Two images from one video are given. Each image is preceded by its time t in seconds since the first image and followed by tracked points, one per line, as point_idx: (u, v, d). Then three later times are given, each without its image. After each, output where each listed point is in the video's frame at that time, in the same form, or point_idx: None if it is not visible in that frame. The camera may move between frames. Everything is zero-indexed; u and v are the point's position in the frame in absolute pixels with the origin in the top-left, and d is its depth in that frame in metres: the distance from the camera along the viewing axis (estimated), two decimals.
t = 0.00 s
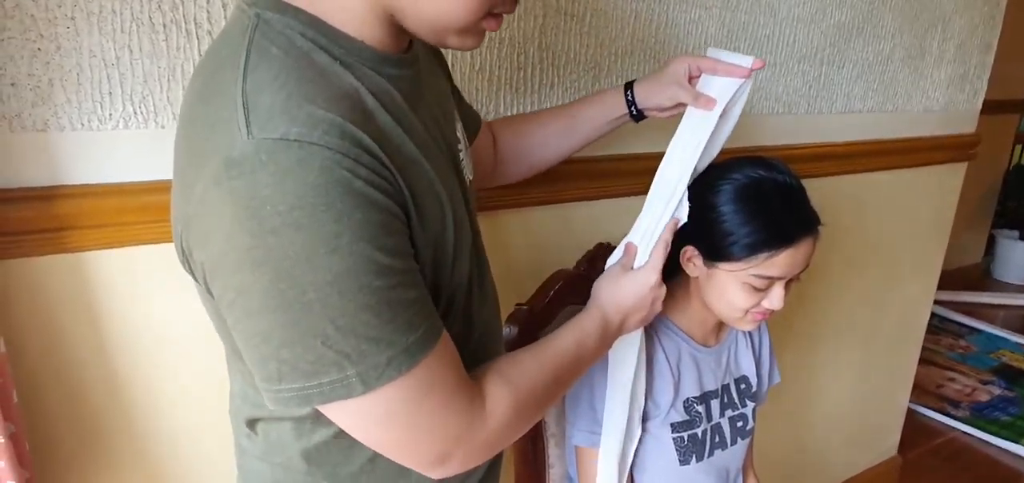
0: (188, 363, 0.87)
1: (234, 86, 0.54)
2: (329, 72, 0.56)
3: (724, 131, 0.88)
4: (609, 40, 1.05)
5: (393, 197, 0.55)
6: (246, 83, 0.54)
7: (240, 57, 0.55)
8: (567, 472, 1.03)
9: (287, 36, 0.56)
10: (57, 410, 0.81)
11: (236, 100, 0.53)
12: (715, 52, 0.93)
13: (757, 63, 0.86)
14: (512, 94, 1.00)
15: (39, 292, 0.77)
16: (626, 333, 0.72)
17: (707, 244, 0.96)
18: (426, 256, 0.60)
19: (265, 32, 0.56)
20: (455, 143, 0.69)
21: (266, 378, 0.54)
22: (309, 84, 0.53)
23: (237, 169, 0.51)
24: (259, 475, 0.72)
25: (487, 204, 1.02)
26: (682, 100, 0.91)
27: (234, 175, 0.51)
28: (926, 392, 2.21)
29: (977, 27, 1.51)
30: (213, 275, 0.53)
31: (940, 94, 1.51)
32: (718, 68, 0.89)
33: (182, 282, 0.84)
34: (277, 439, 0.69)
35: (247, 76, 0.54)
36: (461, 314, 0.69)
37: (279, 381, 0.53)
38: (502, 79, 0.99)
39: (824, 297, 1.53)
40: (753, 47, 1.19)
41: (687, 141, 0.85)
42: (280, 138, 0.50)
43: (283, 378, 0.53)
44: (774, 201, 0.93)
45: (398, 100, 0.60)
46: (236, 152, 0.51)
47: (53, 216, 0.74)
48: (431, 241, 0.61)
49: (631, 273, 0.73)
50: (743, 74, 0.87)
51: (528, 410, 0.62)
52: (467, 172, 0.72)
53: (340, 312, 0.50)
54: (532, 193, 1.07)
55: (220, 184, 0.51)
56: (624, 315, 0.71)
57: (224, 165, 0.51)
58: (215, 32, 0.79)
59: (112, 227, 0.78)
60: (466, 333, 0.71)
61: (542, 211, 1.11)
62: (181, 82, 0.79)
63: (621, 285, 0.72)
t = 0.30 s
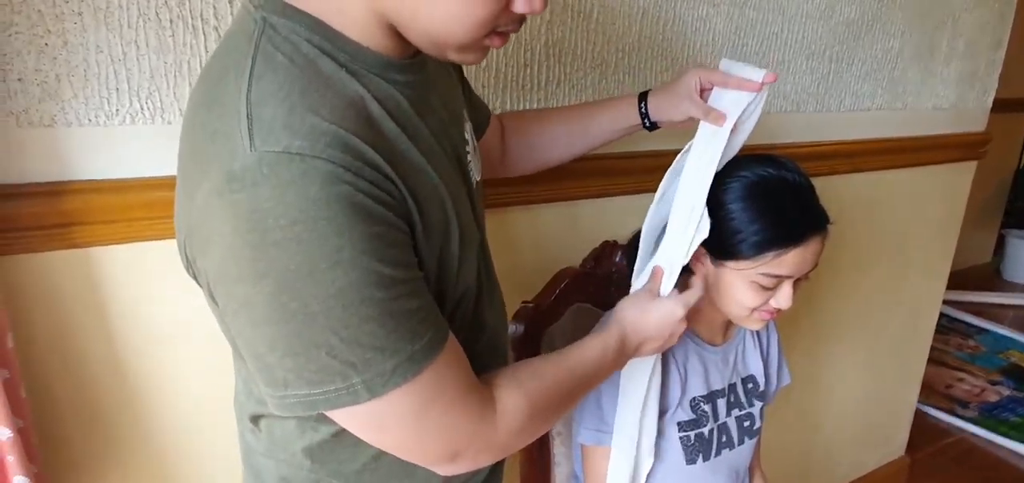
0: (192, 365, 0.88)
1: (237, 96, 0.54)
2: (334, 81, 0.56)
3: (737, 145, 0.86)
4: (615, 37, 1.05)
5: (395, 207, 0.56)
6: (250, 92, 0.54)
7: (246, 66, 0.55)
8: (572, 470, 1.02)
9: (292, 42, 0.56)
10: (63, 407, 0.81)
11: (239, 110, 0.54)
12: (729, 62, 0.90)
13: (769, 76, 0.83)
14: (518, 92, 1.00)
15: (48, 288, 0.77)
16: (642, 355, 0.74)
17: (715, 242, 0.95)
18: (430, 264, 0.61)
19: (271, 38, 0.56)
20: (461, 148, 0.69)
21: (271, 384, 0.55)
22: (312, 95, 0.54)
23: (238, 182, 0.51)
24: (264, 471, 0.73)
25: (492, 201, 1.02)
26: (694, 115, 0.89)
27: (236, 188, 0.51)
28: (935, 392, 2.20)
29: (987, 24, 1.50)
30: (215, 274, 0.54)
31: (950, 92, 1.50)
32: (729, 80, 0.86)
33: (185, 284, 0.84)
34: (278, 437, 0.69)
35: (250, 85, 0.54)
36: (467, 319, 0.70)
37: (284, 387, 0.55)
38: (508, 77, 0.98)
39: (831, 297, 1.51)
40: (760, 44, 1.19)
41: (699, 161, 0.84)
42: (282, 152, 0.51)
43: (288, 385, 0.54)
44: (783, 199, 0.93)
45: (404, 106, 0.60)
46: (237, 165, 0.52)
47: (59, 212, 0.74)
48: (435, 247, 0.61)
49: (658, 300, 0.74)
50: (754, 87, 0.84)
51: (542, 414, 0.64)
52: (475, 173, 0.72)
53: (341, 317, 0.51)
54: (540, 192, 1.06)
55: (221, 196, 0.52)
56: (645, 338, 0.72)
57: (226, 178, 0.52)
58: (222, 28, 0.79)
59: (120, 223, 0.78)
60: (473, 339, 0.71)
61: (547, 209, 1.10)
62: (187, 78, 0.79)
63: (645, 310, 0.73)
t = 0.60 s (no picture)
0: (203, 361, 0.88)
1: (269, 104, 0.54)
2: (358, 84, 0.56)
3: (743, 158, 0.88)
4: (622, 36, 1.04)
5: (434, 203, 0.57)
6: (284, 99, 0.54)
7: (272, 72, 0.55)
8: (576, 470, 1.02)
9: (316, 47, 0.56)
10: (67, 405, 0.81)
11: (273, 119, 0.53)
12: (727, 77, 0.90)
13: (772, 90, 0.84)
14: (524, 90, 0.99)
15: (54, 286, 0.77)
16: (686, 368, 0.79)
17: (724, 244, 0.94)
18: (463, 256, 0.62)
19: (295, 44, 0.56)
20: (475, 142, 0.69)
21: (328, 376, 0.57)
22: (344, 98, 0.54)
23: (282, 191, 0.51)
24: (274, 469, 0.74)
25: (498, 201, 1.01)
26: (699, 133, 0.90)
27: (280, 197, 0.51)
28: (938, 395, 2.21)
29: (995, 25, 1.49)
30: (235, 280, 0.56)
31: (957, 93, 1.49)
32: (731, 98, 0.86)
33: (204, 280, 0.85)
34: (292, 434, 0.71)
35: (282, 91, 0.54)
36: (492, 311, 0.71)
37: (348, 380, 0.56)
38: (515, 76, 0.98)
39: (836, 298, 1.51)
40: (767, 44, 1.18)
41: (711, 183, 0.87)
42: (324, 157, 0.51)
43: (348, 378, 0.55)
44: (792, 202, 0.92)
45: (429, 106, 0.61)
46: (280, 174, 0.51)
47: (65, 209, 0.74)
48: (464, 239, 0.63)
49: (699, 315, 0.81)
50: (758, 103, 0.85)
51: (613, 388, 0.67)
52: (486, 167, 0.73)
53: (366, 318, 0.52)
54: (546, 191, 1.06)
55: (261, 205, 0.52)
56: (692, 348, 0.78)
57: (268, 186, 0.52)
58: (228, 25, 0.79)
59: (123, 220, 0.77)
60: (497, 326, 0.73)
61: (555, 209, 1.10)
62: (193, 74, 0.78)
63: (690, 324, 0.79)
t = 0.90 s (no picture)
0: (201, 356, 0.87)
1: (296, 104, 0.54)
2: (377, 83, 0.56)
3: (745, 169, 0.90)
4: (622, 38, 1.04)
5: (457, 201, 0.57)
6: (311, 99, 0.54)
7: (295, 72, 0.55)
8: (571, 472, 1.02)
9: (335, 47, 0.56)
10: (64, 400, 0.80)
11: (301, 119, 0.53)
12: (726, 90, 0.91)
13: (768, 105, 0.84)
14: (524, 91, 0.99)
15: (48, 280, 0.76)
16: (687, 375, 0.80)
17: (724, 247, 0.94)
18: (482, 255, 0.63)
19: (315, 44, 0.56)
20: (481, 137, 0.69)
21: (356, 374, 0.56)
22: (368, 98, 0.54)
23: (315, 192, 0.51)
24: (277, 466, 0.74)
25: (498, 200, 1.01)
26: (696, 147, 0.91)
27: (311, 197, 0.51)
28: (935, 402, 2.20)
29: (996, 32, 1.49)
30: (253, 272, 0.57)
31: (958, 100, 1.49)
32: (727, 113, 0.87)
33: (215, 275, 0.85)
34: (299, 431, 0.71)
35: (308, 92, 0.54)
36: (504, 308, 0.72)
37: (375, 376, 0.56)
38: (515, 76, 0.98)
39: (835, 303, 1.51)
40: (768, 47, 1.18)
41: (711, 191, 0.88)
42: (354, 156, 0.51)
43: (380, 373, 0.55)
44: (793, 206, 0.92)
45: (446, 106, 0.61)
46: (311, 174, 0.51)
47: (60, 203, 0.73)
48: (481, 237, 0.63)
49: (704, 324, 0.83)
50: (755, 119, 0.86)
51: (622, 380, 0.68)
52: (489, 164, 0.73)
53: (394, 315, 0.52)
54: (546, 191, 1.05)
55: (293, 206, 0.51)
56: (696, 357, 0.79)
57: (298, 187, 0.51)
58: (227, 21, 0.79)
59: (120, 216, 0.77)
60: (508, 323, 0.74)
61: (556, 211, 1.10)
62: (191, 70, 0.78)
63: (696, 331, 0.81)
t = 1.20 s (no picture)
0: (196, 354, 0.87)
1: (307, 103, 0.53)
2: (386, 81, 0.55)
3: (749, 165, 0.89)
4: (619, 37, 1.04)
5: (466, 200, 0.57)
6: (322, 98, 0.53)
7: (303, 70, 0.55)
8: (567, 471, 1.02)
9: (342, 45, 0.55)
10: (59, 400, 0.80)
11: (312, 119, 0.53)
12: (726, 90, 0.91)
13: (770, 106, 0.85)
14: (521, 90, 0.99)
15: (41, 279, 0.76)
16: (693, 382, 0.80)
17: (724, 249, 0.93)
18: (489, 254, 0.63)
19: (323, 43, 0.55)
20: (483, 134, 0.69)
21: (364, 374, 0.56)
22: (378, 97, 0.54)
23: (328, 189, 0.50)
24: (281, 466, 0.73)
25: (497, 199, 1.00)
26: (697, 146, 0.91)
27: (323, 196, 0.50)
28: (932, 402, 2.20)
29: (993, 32, 1.48)
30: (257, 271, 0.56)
31: (955, 100, 1.49)
32: (729, 113, 0.87)
33: (215, 273, 0.85)
34: (305, 432, 0.70)
35: (318, 91, 0.54)
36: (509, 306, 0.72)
37: (382, 376, 0.55)
38: (512, 75, 0.98)
39: (833, 303, 1.51)
40: (765, 47, 1.18)
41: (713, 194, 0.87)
42: (367, 155, 0.51)
43: (389, 373, 0.55)
44: (794, 206, 0.92)
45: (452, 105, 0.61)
46: (323, 173, 0.51)
47: (52, 202, 0.73)
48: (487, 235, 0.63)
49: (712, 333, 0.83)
50: (756, 119, 0.86)
51: (625, 382, 0.67)
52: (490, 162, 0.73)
53: (402, 314, 0.52)
54: (546, 190, 1.04)
55: (306, 205, 0.51)
56: (701, 364, 0.80)
57: (310, 186, 0.51)
58: (221, 19, 0.78)
59: (115, 214, 0.76)
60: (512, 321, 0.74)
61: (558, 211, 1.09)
62: (185, 68, 0.78)
63: (702, 340, 0.81)
